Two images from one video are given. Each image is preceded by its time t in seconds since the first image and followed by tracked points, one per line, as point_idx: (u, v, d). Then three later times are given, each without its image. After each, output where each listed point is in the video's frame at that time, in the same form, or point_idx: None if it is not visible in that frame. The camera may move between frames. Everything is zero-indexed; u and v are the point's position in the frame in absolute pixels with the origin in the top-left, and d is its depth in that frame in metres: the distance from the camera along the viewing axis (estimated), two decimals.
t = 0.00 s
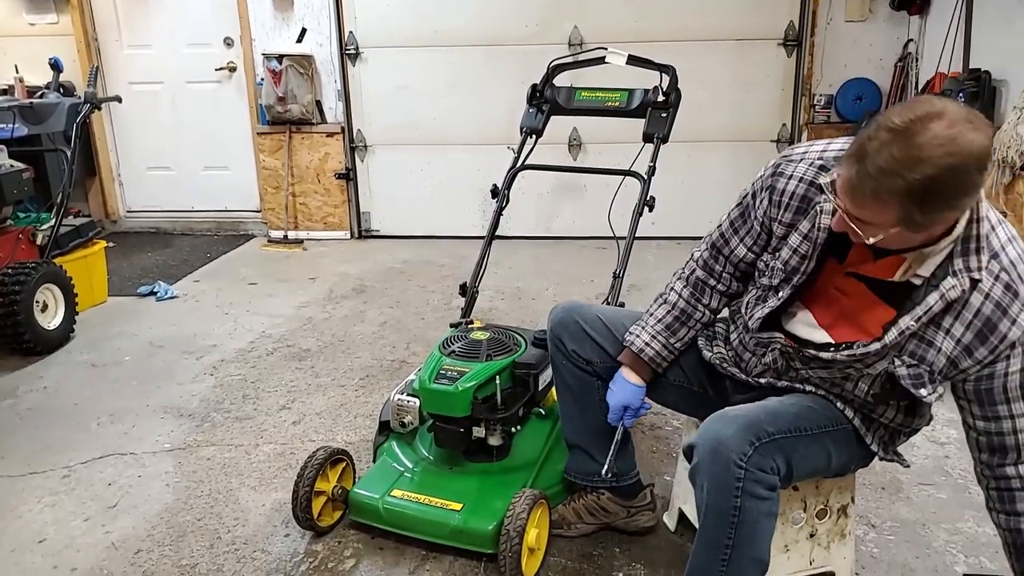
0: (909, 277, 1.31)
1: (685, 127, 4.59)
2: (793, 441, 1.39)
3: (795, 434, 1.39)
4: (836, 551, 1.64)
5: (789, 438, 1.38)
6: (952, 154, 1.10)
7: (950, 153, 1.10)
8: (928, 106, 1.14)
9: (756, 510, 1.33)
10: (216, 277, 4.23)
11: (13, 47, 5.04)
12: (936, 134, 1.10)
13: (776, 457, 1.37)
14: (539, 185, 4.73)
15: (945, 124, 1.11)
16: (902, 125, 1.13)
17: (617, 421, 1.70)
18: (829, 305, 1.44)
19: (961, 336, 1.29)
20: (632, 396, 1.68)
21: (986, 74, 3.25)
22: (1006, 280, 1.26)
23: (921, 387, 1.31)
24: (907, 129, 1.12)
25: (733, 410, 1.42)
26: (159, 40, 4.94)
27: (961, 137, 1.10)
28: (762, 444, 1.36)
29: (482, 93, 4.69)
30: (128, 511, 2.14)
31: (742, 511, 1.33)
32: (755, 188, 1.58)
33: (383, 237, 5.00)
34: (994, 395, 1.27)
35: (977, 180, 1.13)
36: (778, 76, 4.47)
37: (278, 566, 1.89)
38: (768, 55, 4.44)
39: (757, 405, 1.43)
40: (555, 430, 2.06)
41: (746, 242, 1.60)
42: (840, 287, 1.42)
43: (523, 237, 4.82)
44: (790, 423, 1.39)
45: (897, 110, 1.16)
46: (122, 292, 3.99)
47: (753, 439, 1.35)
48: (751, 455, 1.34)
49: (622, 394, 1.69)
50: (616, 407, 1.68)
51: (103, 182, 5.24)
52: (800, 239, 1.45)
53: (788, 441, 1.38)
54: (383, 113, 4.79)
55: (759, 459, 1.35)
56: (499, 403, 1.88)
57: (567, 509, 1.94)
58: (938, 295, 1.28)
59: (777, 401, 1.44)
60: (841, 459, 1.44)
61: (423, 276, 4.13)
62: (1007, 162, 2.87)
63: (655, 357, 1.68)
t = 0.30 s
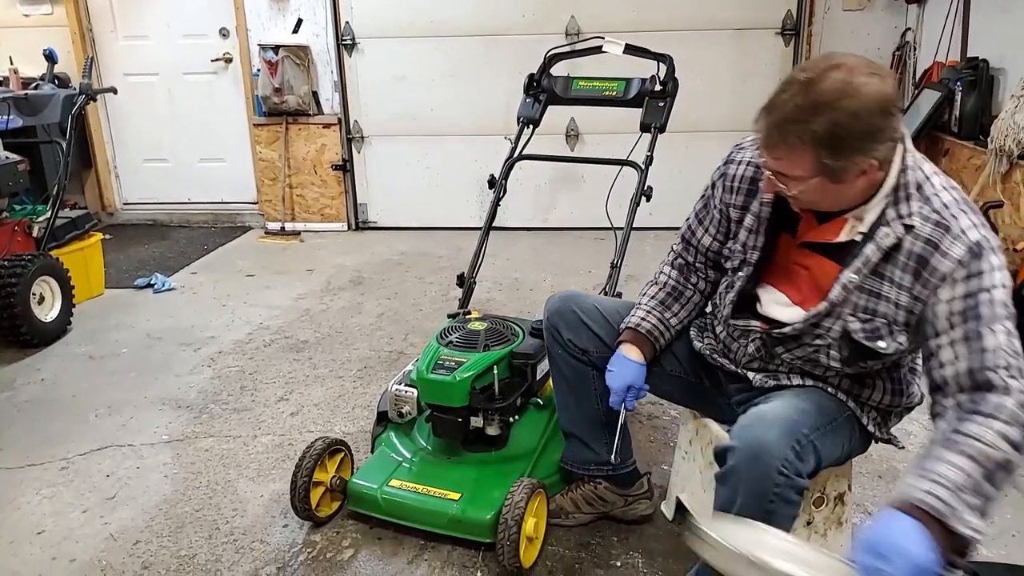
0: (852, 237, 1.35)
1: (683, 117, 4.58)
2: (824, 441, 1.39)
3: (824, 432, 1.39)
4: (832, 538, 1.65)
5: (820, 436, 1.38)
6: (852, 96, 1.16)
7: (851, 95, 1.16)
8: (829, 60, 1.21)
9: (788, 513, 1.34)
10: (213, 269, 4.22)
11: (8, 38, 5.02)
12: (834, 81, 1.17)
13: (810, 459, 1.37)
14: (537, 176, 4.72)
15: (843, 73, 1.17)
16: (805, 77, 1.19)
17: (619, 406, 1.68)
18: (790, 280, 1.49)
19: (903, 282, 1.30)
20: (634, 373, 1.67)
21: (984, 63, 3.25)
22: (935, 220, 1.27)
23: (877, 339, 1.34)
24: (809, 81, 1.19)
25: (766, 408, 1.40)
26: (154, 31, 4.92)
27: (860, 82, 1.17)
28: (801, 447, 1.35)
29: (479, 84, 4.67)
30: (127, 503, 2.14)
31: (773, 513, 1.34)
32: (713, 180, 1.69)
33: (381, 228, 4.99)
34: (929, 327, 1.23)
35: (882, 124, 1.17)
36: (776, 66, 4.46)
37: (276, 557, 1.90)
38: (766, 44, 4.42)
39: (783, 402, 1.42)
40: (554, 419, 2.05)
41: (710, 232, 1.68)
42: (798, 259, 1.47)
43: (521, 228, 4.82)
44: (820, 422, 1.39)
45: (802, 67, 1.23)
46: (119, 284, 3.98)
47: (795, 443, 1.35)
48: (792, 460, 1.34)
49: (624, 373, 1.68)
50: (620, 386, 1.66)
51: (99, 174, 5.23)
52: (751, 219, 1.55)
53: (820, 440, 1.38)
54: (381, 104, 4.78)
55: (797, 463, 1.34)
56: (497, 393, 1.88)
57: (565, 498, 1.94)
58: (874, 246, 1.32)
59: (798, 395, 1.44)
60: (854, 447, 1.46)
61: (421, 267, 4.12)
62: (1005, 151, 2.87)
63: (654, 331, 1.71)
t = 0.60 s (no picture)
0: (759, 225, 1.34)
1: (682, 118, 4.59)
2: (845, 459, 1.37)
3: (846, 449, 1.37)
4: (833, 539, 1.63)
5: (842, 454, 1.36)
6: (726, 87, 1.20)
7: (725, 87, 1.20)
8: (705, 57, 1.25)
9: (813, 537, 1.32)
10: (213, 272, 4.22)
11: (7, 42, 5.03)
12: (707, 77, 1.21)
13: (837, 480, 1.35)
14: (537, 177, 4.72)
15: (717, 67, 1.22)
16: (683, 76, 1.24)
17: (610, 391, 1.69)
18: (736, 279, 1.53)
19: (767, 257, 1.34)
20: (623, 357, 1.68)
21: (983, 64, 3.24)
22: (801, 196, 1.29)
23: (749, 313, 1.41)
24: (686, 78, 1.23)
25: (797, 428, 1.34)
26: (154, 34, 4.93)
27: (732, 74, 1.21)
28: (833, 472, 1.32)
29: (479, 85, 4.68)
30: (128, 505, 2.14)
31: (800, 538, 1.31)
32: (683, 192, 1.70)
33: (381, 230, 4.99)
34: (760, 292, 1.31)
35: (762, 110, 1.22)
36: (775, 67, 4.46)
37: (276, 559, 1.90)
38: (765, 45, 4.43)
39: (804, 416, 1.36)
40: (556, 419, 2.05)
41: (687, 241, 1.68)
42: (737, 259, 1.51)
43: (521, 230, 4.82)
44: (844, 441, 1.37)
45: (682, 67, 1.27)
46: (120, 287, 3.99)
47: (829, 469, 1.31)
48: (826, 487, 1.30)
49: (615, 358, 1.68)
50: (611, 370, 1.67)
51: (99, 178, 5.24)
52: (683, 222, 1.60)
53: (844, 460, 1.36)
54: (380, 107, 4.79)
55: (829, 489, 1.32)
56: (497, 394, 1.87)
57: (565, 500, 1.94)
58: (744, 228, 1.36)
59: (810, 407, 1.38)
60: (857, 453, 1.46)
61: (421, 269, 4.12)
62: (1004, 151, 2.87)
63: (645, 319, 1.71)
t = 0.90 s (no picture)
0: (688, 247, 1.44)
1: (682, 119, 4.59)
2: (790, 437, 1.39)
3: (792, 430, 1.39)
4: (832, 539, 1.63)
5: (787, 433, 1.38)
6: (633, 119, 1.29)
7: (633, 118, 1.29)
8: (615, 91, 1.34)
9: (758, 514, 1.34)
10: (213, 272, 4.22)
11: (7, 43, 5.03)
12: (615, 111, 1.30)
13: (778, 460, 1.37)
14: (536, 178, 4.72)
15: (624, 101, 1.31)
16: (595, 112, 1.33)
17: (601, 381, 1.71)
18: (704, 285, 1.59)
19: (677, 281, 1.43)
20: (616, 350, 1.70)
21: (983, 64, 3.23)
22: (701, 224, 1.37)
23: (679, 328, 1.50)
24: (598, 113, 1.33)
25: (732, 411, 1.41)
26: (154, 35, 4.93)
27: (639, 106, 1.30)
28: (767, 448, 1.35)
29: (478, 85, 4.68)
30: (127, 506, 2.14)
31: (745, 517, 1.33)
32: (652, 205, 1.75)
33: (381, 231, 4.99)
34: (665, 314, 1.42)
35: (672, 138, 1.30)
36: (775, 67, 4.46)
37: (276, 559, 1.90)
38: (764, 46, 4.43)
39: (745, 403, 1.43)
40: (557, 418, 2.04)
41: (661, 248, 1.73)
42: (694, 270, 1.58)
43: (520, 230, 4.82)
44: (784, 420, 1.39)
45: (595, 102, 1.36)
46: (119, 287, 3.99)
47: (760, 445, 1.35)
48: (758, 462, 1.33)
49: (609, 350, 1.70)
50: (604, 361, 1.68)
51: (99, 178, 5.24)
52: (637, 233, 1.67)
53: (788, 440, 1.38)
54: (380, 107, 4.79)
55: (765, 465, 1.34)
56: (497, 395, 1.87)
57: (564, 501, 1.97)
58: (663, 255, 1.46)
59: (762, 395, 1.44)
60: (828, 442, 1.46)
61: (421, 269, 4.12)
62: (1004, 151, 2.87)
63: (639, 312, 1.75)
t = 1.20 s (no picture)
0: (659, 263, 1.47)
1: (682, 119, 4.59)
2: (763, 432, 1.39)
3: (766, 425, 1.40)
4: (832, 539, 1.63)
5: (760, 429, 1.39)
6: (583, 153, 1.31)
7: (582, 152, 1.31)
8: (565, 125, 1.37)
9: (730, 508, 1.37)
10: (213, 273, 4.22)
11: (6, 43, 5.03)
12: (565, 146, 1.33)
13: (749, 454, 1.38)
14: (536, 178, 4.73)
15: (574, 135, 1.34)
16: (546, 149, 1.36)
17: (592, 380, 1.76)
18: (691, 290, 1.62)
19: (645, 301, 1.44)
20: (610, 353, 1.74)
21: (983, 64, 3.23)
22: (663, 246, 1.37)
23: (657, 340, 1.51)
24: (550, 149, 1.35)
25: (703, 407, 1.43)
26: (153, 35, 4.93)
27: (588, 139, 1.32)
28: (734, 442, 1.37)
29: (478, 86, 4.68)
30: (127, 506, 2.14)
31: (717, 511, 1.37)
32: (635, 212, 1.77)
33: (380, 231, 4.99)
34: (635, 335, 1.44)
35: (623, 167, 1.32)
36: (774, 67, 4.46)
37: (276, 560, 1.89)
38: (764, 46, 4.42)
39: (720, 399, 1.45)
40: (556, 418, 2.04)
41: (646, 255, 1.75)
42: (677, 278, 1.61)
43: (520, 231, 4.82)
44: (756, 414, 1.40)
45: (546, 137, 1.39)
46: (119, 288, 3.99)
47: (725, 439, 1.36)
48: (723, 456, 1.36)
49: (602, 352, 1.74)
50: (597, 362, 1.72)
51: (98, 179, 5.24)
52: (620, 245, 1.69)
53: (761, 434, 1.39)
54: (380, 107, 4.79)
55: (732, 459, 1.37)
56: (496, 395, 1.87)
57: (566, 501, 1.98)
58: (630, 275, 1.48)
59: (738, 393, 1.45)
60: (814, 439, 1.45)
61: (421, 270, 4.12)
62: (1004, 151, 2.87)
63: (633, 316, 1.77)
